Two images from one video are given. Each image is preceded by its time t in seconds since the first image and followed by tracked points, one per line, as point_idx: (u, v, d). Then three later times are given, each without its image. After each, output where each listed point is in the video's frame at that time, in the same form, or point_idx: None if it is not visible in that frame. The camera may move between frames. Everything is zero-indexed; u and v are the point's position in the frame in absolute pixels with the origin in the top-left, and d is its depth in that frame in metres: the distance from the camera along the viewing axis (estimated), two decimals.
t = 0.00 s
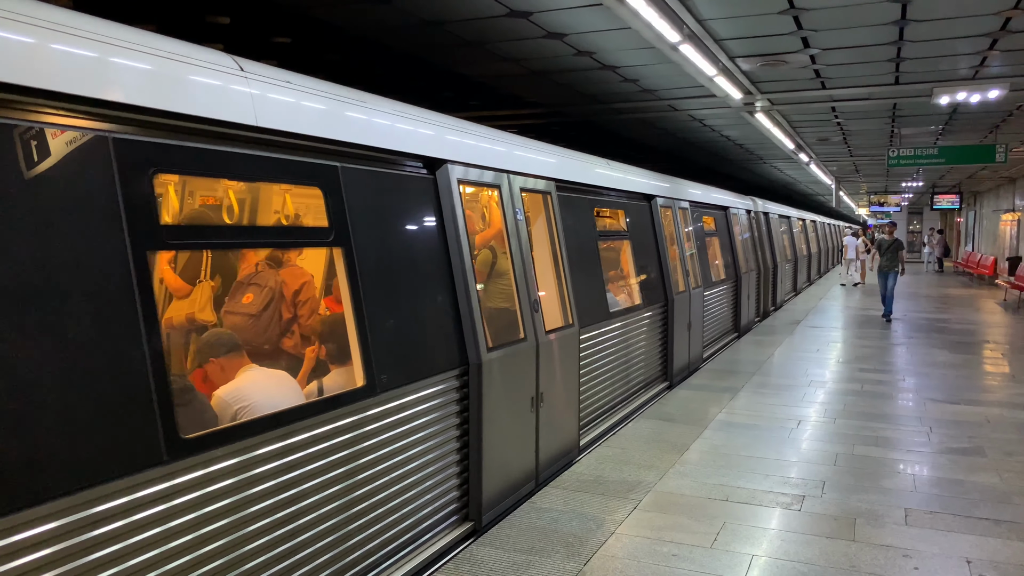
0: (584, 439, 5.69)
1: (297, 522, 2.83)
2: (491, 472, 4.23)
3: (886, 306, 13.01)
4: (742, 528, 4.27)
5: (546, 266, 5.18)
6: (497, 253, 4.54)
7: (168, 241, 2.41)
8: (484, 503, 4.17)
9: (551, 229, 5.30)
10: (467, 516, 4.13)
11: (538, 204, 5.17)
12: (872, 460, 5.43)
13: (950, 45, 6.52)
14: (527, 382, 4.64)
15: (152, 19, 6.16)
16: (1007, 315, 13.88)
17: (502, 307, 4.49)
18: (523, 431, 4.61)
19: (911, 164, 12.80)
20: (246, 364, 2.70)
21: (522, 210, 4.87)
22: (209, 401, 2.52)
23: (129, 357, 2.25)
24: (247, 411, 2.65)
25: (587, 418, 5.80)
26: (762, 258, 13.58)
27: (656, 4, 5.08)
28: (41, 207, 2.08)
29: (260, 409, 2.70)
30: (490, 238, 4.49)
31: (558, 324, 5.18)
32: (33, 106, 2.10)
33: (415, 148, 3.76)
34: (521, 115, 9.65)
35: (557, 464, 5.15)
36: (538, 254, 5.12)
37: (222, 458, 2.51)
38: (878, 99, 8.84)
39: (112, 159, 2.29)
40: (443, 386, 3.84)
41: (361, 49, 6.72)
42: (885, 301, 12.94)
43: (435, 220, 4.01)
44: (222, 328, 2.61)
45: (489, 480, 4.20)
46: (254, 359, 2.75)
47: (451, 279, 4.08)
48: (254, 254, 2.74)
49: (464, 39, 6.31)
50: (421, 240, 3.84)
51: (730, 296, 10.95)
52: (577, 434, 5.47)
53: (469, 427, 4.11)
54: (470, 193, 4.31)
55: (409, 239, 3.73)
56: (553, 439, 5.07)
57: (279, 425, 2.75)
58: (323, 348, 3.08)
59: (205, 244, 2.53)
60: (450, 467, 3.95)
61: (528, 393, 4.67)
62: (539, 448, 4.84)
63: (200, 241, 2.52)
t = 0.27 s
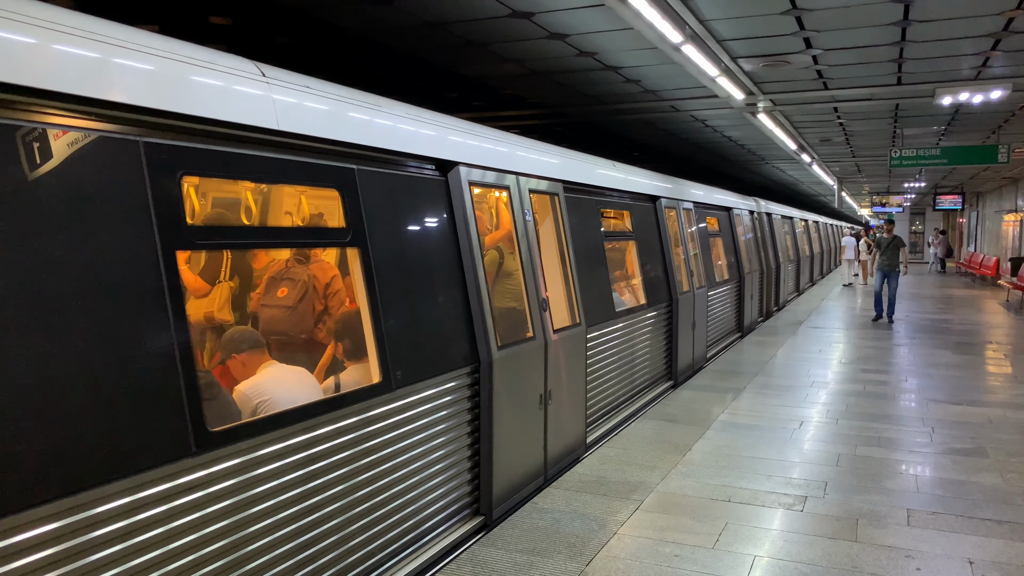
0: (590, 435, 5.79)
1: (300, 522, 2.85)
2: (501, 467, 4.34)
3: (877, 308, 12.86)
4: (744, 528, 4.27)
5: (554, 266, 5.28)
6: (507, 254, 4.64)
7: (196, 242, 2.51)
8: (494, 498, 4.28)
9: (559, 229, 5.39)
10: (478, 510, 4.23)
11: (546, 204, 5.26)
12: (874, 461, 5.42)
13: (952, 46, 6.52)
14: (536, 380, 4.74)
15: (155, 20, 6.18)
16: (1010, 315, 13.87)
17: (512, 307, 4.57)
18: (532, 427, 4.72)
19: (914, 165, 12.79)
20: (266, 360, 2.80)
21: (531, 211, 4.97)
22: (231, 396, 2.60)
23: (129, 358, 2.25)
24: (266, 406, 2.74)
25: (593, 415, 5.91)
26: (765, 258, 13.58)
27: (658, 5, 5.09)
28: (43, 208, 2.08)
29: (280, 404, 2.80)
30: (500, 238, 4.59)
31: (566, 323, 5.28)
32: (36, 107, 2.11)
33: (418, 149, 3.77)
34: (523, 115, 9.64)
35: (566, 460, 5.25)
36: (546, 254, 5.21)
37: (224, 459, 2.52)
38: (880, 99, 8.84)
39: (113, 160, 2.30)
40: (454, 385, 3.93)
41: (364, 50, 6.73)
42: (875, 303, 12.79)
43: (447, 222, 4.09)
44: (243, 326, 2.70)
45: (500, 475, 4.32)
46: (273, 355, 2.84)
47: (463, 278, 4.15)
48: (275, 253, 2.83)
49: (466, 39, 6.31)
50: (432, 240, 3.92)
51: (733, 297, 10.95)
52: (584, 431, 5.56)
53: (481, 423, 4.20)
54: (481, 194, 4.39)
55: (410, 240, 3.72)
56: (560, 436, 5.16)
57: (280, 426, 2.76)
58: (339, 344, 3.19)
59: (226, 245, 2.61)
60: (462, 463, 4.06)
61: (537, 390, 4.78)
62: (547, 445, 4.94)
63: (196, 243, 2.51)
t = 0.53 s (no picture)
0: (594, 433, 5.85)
1: (300, 522, 2.84)
2: (509, 464, 4.45)
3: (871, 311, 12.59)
4: (744, 528, 4.27)
5: (559, 266, 5.35)
6: (514, 254, 4.71)
7: (215, 242, 2.58)
8: (502, 494, 4.38)
9: (563, 230, 5.47)
10: (485, 506, 4.34)
11: (551, 204, 5.32)
12: (875, 461, 5.43)
13: (952, 46, 6.52)
14: (541, 378, 4.82)
15: (156, 21, 6.18)
16: (1010, 315, 13.86)
17: (517, 306, 4.64)
18: (537, 424, 4.80)
19: (914, 165, 12.79)
20: (281, 358, 2.86)
21: (536, 212, 5.05)
22: (247, 391, 2.67)
23: (128, 357, 2.25)
24: (281, 402, 2.81)
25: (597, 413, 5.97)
26: (765, 258, 13.59)
27: (658, 5, 5.09)
28: (43, 208, 2.08)
29: (293, 401, 2.87)
30: (506, 238, 4.66)
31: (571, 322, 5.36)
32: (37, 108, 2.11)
33: (419, 149, 3.78)
34: (524, 115, 9.65)
35: (570, 456, 5.34)
36: (552, 254, 5.28)
37: (223, 459, 2.52)
38: (880, 99, 8.84)
39: (113, 160, 2.30)
40: (456, 386, 3.95)
41: (364, 50, 6.73)
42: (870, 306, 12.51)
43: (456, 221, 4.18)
44: (259, 324, 2.77)
45: (507, 471, 4.42)
46: (289, 353, 2.91)
47: (470, 277, 4.23)
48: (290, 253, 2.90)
49: (466, 40, 6.32)
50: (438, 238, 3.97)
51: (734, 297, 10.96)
52: (587, 429, 5.63)
53: (489, 422, 4.29)
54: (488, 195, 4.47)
55: (409, 240, 3.71)
56: (564, 433, 5.23)
57: (280, 427, 2.76)
58: (351, 342, 3.25)
59: (242, 246, 2.68)
60: (470, 459, 4.15)
61: (542, 388, 4.86)
62: (552, 442, 5.02)
63: (196, 244, 2.51)
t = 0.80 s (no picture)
0: (596, 431, 5.88)
1: (299, 522, 2.85)
2: (512, 461, 4.50)
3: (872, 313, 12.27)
4: (744, 528, 4.27)
5: (564, 265, 5.38)
6: (519, 253, 4.74)
7: (227, 241, 2.64)
8: (506, 490, 4.44)
9: (566, 231, 5.49)
10: (489, 501, 4.39)
11: (554, 205, 5.36)
12: (874, 461, 5.43)
13: (952, 46, 6.52)
14: (544, 376, 4.85)
15: (156, 20, 6.18)
16: (1009, 315, 13.87)
17: (521, 305, 4.68)
18: (540, 422, 4.84)
19: (913, 165, 12.79)
20: (290, 355, 2.91)
21: (539, 212, 5.09)
22: (258, 388, 2.73)
23: (127, 357, 2.25)
24: (291, 398, 2.87)
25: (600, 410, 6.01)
26: (766, 258, 13.60)
27: (658, 5, 5.08)
28: (41, 208, 2.08)
29: (303, 397, 2.92)
30: (511, 237, 4.69)
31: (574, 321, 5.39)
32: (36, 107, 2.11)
33: (419, 149, 3.78)
34: (523, 115, 9.65)
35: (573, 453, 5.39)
36: (556, 253, 5.31)
37: (223, 458, 2.52)
38: (880, 100, 8.83)
39: (112, 160, 2.30)
40: (455, 386, 3.95)
41: (364, 50, 6.73)
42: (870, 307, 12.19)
43: (460, 220, 4.22)
44: (269, 321, 2.83)
45: (510, 467, 4.47)
46: (299, 350, 2.96)
47: (475, 275, 4.28)
48: (299, 252, 2.96)
49: (466, 39, 6.32)
50: (441, 236, 3.99)
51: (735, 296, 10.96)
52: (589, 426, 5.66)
53: (493, 420, 4.36)
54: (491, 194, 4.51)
55: (408, 240, 3.71)
56: (567, 431, 5.25)
57: (279, 426, 2.76)
58: (358, 340, 3.31)
59: (252, 245, 2.74)
60: (475, 455, 4.21)
61: (546, 386, 4.90)
62: (555, 439, 5.06)
63: (195, 244, 2.51)
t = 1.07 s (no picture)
0: (598, 431, 5.89)
1: (300, 522, 2.85)
2: (515, 460, 4.51)
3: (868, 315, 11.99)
4: (744, 529, 4.26)
5: (567, 265, 5.39)
6: (522, 253, 4.75)
7: (237, 241, 2.67)
8: (510, 489, 4.45)
9: (568, 231, 5.49)
10: (493, 500, 4.40)
11: (557, 205, 5.38)
12: (875, 462, 5.43)
13: (952, 47, 6.51)
14: (546, 377, 4.86)
15: (155, 20, 6.17)
16: (1009, 316, 13.87)
17: (524, 305, 4.68)
18: (543, 422, 4.84)
19: (913, 165, 12.79)
20: (296, 355, 2.92)
21: (542, 212, 5.10)
22: (265, 387, 2.74)
23: (128, 358, 2.25)
24: (298, 397, 2.88)
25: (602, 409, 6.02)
26: (766, 258, 13.60)
27: (658, 5, 5.07)
28: (40, 208, 2.08)
29: (311, 396, 2.94)
30: (514, 237, 4.70)
31: (577, 321, 5.39)
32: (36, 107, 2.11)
33: (419, 149, 3.78)
34: (524, 115, 9.65)
35: (576, 452, 5.40)
36: (559, 254, 5.32)
37: (223, 459, 2.52)
38: (880, 100, 8.83)
39: (112, 160, 2.30)
40: (457, 386, 3.94)
41: (364, 50, 6.73)
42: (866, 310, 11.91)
43: (463, 219, 4.24)
44: (275, 321, 2.85)
45: (514, 466, 4.49)
46: (305, 350, 2.98)
47: (478, 275, 4.30)
48: (306, 252, 2.98)
49: (466, 40, 6.31)
50: (443, 236, 4.00)
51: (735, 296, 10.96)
52: (591, 426, 5.66)
53: (496, 419, 4.37)
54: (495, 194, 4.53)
55: (408, 240, 3.70)
56: (569, 431, 5.26)
57: (280, 427, 2.75)
58: (364, 340, 3.33)
59: (261, 244, 2.77)
60: (478, 454, 4.21)
61: (548, 386, 4.90)
62: (557, 439, 5.07)
63: (195, 245, 2.51)
